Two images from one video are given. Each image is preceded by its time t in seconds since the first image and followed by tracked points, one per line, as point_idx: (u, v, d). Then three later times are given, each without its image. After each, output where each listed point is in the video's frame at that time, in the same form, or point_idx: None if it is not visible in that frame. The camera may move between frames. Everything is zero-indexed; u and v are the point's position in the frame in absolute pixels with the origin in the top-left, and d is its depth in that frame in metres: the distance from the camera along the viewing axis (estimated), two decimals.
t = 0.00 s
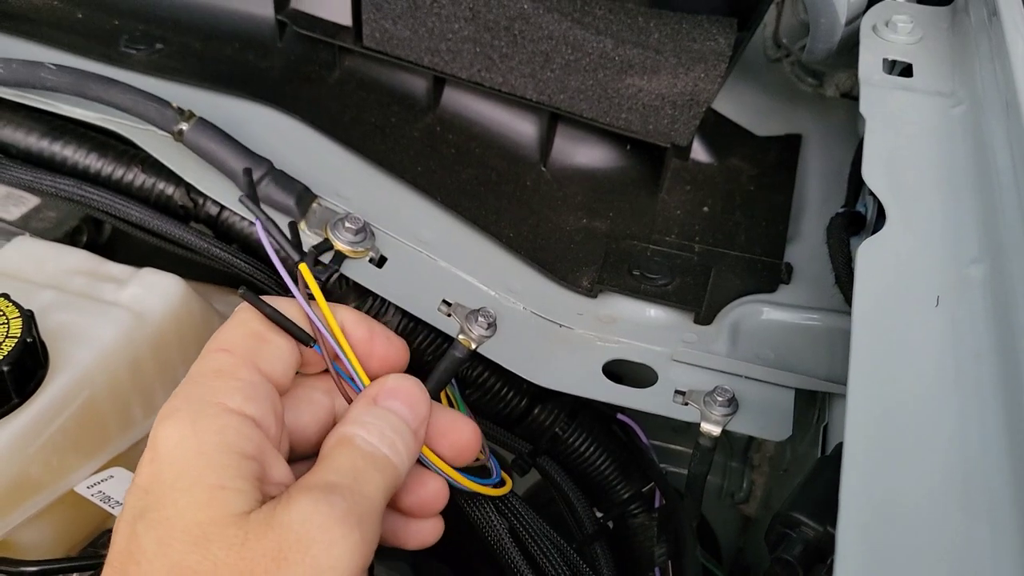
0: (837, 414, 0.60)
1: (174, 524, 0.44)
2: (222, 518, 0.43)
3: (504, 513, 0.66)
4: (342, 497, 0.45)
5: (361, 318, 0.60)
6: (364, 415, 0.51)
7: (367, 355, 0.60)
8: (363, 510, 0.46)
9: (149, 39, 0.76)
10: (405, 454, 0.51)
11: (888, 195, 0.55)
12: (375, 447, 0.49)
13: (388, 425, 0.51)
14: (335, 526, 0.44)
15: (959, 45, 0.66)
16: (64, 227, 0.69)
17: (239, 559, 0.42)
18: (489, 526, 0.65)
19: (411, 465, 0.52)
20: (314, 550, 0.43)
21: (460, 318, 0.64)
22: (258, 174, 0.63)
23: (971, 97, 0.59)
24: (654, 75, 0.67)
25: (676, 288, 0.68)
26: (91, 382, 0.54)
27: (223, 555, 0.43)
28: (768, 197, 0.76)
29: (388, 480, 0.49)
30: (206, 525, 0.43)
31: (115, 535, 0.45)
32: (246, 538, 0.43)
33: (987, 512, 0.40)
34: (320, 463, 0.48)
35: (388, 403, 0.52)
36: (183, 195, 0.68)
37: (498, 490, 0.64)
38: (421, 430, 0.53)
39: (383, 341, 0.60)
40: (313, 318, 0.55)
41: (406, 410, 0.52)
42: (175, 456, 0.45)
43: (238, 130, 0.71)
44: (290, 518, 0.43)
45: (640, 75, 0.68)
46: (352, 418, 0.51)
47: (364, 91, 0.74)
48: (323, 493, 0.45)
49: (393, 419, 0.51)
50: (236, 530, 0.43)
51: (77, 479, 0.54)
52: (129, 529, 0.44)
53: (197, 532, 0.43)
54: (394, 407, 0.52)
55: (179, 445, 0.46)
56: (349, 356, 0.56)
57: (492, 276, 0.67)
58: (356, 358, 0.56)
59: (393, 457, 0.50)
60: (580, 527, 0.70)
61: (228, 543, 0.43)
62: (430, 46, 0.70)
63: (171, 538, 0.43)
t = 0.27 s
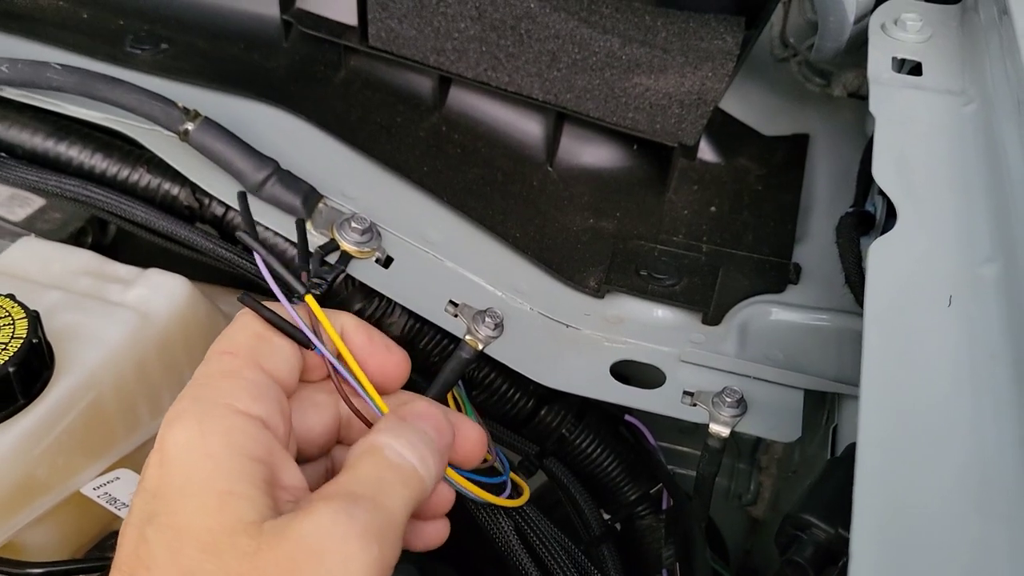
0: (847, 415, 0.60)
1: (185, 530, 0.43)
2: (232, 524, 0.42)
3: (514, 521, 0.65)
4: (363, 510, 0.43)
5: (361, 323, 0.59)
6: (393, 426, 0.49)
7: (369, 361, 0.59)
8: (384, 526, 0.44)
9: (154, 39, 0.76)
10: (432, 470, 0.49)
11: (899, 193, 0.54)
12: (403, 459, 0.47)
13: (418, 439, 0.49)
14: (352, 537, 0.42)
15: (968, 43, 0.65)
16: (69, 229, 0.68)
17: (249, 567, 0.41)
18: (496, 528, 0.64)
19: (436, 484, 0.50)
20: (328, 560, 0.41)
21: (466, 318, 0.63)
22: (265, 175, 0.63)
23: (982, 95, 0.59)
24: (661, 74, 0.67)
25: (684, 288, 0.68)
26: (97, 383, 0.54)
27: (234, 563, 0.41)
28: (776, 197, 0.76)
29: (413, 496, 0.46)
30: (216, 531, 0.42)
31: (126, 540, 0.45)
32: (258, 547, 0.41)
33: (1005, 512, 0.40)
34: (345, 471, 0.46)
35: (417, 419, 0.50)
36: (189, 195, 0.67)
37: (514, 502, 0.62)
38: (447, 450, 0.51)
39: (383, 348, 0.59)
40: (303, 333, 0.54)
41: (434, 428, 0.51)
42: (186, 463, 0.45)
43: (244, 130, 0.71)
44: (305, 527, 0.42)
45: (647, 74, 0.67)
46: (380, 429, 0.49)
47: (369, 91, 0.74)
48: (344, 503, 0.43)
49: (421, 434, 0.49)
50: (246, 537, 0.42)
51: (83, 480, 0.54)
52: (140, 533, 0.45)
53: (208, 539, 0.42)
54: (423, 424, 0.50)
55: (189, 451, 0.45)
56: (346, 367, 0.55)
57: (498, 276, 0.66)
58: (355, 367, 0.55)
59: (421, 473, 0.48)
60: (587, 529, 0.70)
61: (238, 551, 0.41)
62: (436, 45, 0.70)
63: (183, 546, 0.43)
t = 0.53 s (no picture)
0: (860, 417, 0.59)
1: (222, 545, 0.43)
2: (273, 543, 0.42)
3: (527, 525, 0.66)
4: (411, 537, 0.43)
5: (386, 327, 0.58)
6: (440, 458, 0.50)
7: (388, 366, 0.58)
8: (429, 554, 0.44)
9: (163, 41, 0.75)
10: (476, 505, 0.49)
11: (914, 193, 0.54)
12: (451, 489, 0.48)
13: (465, 474, 0.49)
14: (397, 566, 0.42)
15: (981, 42, 0.65)
16: (78, 232, 0.68)
17: None
18: (509, 532, 0.65)
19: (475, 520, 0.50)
20: None
21: (478, 320, 0.63)
22: (275, 179, 0.63)
23: (996, 95, 0.58)
24: (671, 75, 0.67)
25: (695, 290, 0.67)
26: (108, 387, 0.54)
27: None
28: (786, 198, 0.75)
29: (458, 528, 0.47)
30: (256, 549, 0.42)
31: (157, 549, 0.45)
32: (300, 568, 0.41)
33: None
34: (393, 497, 0.46)
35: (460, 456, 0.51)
36: (199, 198, 0.67)
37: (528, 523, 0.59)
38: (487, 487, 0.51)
39: (406, 353, 0.58)
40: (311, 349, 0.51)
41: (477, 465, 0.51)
42: (223, 475, 0.45)
43: (253, 133, 0.71)
44: (352, 551, 0.41)
45: (657, 75, 0.67)
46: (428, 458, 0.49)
47: (379, 92, 0.74)
48: (392, 531, 0.43)
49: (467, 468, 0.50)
50: (288, 557, 0.42)
51: (95, 484, 0.54)
52: (172, 542, 0.45)
53: (248, 557, 0.42)
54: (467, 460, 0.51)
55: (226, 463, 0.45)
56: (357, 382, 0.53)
57: (509, 278, 0.66)
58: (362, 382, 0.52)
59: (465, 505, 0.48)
60: (599, 532, 0.69)
61: (279, 572, 0.41)
62: (446, 47, 0.70)
63: (220, 562, 0.43)
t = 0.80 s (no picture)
0: (868, 416, 0.59)
1: (240, 552, 0.43)
2: (292, 553, 0.42)
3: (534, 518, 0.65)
4: (434, 560, 0.43)
5: (396, 325, 0.58)
6: (465, 481, 0.49)
7: (396, 364, 0.58)
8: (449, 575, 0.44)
9: (168, 42, 0.76)
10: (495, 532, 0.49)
11: (922, 190, 0.54)
12: (473, 516, 0.48)
13: (489, 500, 0.49)
14: None
15: (988, 39, 0.65)
16: (84, 233, 0.68)
17: None
18: (517, 533, 0.65)
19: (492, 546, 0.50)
20: None
21: (483, 320, 0.63)
22: (281, 179, 0.63)
23: (1003, 93, 0.58)
24: (676, 74, 0.67)
25: (701, 289, 0.67)
26: (115, 388, 0.54)
27: None
28: (792, 196, 0.75)
29: (476, 555, 0.47)
30: (275, 558, 0.42)
31: (171, 552, 0.45)
32: None
33: None
34: (415, 518, 0.46)
35: (487, 477, 0.51)
36: (205, 199, 0.67)
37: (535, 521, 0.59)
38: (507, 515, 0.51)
39: (416, 350, 0.58)
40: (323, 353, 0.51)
41: (501, 490, 0.51)
42: (238, 480, 0.45)
43: (258, 133, 0.71)
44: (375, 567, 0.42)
45: (663, 73, 0.67)
46: (452, 480, 0.49)
47: (384, 92, 0.74)
48: (415, 551, 0.43)
49: (490, 493, 0.50)
50: (308, 567, 0.42)
51: (103, 485, 0.54)
52: (188, 547, 0.44)
53: (266, 566, 0.42)
54: (491, 482, 0.51)
55: (242, 468, 0.45)
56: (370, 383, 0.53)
57: (515, 277, 0.66)
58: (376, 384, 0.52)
59: (485, 533, 0.48)
60: (606, 531, 0.69)
61: None
62: (451, 46, 0.70)
63: (237, 569, 0.42)
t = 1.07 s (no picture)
0: (873, 413, 0.59)
1: (241, 552, 0.43)
2: (293, 553, 0.42)
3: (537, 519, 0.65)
4: (432, 553, 0.43)
5: (397, 323, 0.57)
6: (462, 474, 0.49)
7: (398, 363, 0.58)
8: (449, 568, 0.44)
9: (169, 41, 0.75)
10: (495, 525, 0.49)
11: (927, 185, 0.53)
12: (471, 510, 0.47)
13: (488, 493, 0.49)
14: None
15: (992, 35, 0.64)
16: (85, 232, 0.68)
17: None
18: (520, 531, 0.64)
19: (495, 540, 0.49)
20: None
21: (486, 318, 0.63)
22: (282, 177, 0.63)
23: (1007, 88, 0.58)
24: (679, 71, 0.66)
25: (704, 286, 0.67)
26: (117, 387, 0.54)
27: None
28: (795, 193, 0.75)
29: (476, 548, 0.46)
30: (277, 558, 0.42)
31: (173, 552, 0.44)
32: None
33: None
34: (414, 513, 0.46)
35: (487, 470, 0.50)
36: (206, 197, 0.67)
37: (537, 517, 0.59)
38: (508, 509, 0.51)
39: (418, 348, 0.58)
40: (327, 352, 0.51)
41: (501, 483, 0.50)
42: (240, 480, 0.44)
43: (259, 131, 0.70)
44: (374, 564, 0.41)
45: (665, 70, 0.66)
46: (450, 475, 0.49)
47: (385, 90, 0.74)
48: (415, 546, 0.43)
49: (489, 486, 0.49)
50: (309, 567, 0.41)
51: (104, 485, 0.53)
52: (189, 546, 0.44)
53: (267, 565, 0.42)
54: (491, 474, 0.50)
55: (244, 467, 0.44)
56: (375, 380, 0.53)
57: (517, 275, 0.66)
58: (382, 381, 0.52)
59: (485, 526, 0.48)
60: (610, 530, 0.68)
61: None
62: (452, 44, 0.70)
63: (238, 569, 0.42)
